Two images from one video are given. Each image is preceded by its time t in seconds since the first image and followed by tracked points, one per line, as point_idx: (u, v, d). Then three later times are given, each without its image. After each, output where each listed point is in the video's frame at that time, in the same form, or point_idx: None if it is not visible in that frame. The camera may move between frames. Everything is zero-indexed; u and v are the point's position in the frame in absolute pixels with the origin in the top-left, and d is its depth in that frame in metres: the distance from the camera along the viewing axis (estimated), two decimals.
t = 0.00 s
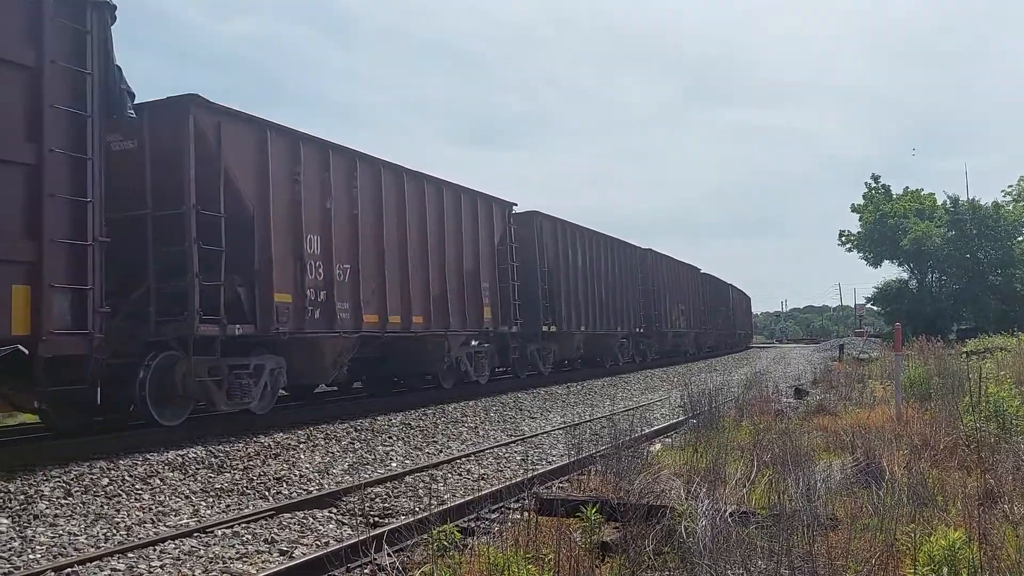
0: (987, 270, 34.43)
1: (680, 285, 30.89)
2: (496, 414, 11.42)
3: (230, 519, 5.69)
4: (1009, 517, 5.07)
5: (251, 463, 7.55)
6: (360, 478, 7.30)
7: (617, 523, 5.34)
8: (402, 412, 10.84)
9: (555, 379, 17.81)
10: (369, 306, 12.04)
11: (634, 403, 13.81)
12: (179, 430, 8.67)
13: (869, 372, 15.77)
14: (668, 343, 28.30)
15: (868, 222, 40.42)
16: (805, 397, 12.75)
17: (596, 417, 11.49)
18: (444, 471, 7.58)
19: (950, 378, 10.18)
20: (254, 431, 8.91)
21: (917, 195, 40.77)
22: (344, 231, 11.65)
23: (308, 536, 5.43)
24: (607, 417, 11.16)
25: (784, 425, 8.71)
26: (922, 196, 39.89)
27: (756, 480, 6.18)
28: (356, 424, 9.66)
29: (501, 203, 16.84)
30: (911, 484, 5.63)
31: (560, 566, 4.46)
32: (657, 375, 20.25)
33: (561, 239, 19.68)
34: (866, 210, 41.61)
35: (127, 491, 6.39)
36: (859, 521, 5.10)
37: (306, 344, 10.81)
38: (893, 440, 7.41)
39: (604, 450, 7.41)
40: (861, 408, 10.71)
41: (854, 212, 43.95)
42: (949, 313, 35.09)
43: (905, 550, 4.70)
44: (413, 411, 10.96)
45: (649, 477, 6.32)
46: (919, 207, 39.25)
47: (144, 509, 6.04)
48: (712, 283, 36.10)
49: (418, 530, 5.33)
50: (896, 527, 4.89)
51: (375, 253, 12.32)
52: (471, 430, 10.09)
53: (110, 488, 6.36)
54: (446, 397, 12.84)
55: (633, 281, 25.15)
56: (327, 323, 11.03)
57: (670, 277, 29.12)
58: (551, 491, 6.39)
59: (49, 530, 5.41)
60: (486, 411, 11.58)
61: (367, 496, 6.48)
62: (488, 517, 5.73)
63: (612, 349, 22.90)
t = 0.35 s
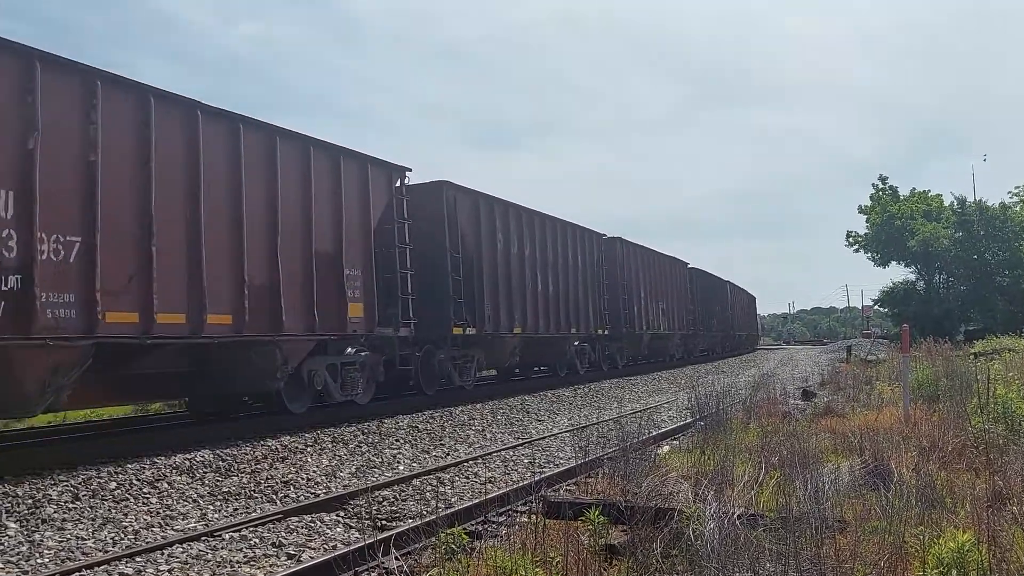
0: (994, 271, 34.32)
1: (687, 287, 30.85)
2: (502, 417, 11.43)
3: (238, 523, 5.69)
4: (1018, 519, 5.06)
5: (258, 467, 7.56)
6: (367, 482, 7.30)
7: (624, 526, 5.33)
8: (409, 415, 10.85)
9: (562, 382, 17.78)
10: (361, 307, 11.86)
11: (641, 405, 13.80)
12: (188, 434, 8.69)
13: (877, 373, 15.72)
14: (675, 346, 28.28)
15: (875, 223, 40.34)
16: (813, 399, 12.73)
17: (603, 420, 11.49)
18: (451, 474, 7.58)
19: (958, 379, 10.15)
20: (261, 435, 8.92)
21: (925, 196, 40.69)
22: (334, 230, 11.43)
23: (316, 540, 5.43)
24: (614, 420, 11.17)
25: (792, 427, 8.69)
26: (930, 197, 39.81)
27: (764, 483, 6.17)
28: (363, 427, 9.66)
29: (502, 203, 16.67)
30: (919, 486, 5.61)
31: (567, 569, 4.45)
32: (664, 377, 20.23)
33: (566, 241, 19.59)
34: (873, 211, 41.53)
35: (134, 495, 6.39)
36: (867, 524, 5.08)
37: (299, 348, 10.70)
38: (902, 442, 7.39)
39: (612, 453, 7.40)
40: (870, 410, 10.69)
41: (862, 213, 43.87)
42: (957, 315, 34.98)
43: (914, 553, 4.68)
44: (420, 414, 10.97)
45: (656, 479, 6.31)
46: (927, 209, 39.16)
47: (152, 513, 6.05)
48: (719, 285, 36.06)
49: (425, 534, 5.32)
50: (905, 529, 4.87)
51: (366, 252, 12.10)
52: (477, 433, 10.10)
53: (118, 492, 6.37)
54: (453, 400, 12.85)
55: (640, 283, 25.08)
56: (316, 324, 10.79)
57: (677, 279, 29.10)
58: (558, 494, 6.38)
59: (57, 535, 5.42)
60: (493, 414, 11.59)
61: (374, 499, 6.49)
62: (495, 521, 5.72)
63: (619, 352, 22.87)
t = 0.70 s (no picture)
0: (1004, 274, 34.19)
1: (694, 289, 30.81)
2: (510, 419, 11.45)
3: (246, 524, 5.70)
4: None
5: (267, 468, 7.57)
6: (375, 484, 7.31)
7: (632, 528, 5.34)
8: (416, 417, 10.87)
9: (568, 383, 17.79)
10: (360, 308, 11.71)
11: (648, 408, 13.81)
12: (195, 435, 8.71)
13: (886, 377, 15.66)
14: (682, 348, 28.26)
15: (884, 225, 40.26)
16: (821, 402, 12.72)
17: (611, 422, 11.50)
18: (459, 476, 7.58)
19: (967, 383, 10.12)
20: (270, 436, 8.96)
21: (935, 198, 40.59)
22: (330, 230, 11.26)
23: (323, 541, 5.44)
24: (621, 423, 11.18)
25: (800, 430, 8.69)
26: (940, 200, 39.72)
27: (772, 486, 6.17)
28: (372, 429, 9.68)
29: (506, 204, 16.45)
30: (928, 490, 5.61)
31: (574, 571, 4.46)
32: (672, 380, 20.22)
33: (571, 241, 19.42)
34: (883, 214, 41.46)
35: (143, 496, 6.41)
36: (875, 527, 5.08)
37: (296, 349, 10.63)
38: (910, 446, 7.38)
39: (620, 455, 7.40)
40: (878, 413, 10.67)
41: (871, 216, 43.80)
42: (967, 317, 34.85)
43: (923, 557, 4.67)
44: (427, 416, 10.98)
45: (664, 482, 6.30)
46: (937, 211, 39.07)
47: (161, 514, 6.06)
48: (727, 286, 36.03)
49: (432, 536, 5.32)
50: (913, 533, 4.86)
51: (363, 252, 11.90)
52: (485, 435, 10.11)
53: (127, 493, 6.39)
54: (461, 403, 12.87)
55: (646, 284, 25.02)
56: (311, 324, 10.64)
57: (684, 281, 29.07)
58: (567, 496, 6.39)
59: (66, 535, 5.44)
60: (500, 415, 11.60)
61: (382, 501, 6.49)
62: (503, 523, 5.72)
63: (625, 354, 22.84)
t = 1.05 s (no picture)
0: (1007, 271, 34.12)
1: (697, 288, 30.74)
2: (514, 419, 11.45)
3: (250, 526, 5.71)
4: None
5: (271, 470, 7.58)
6: (378, 485, 7.32)
7: (635, 528, 5.34)
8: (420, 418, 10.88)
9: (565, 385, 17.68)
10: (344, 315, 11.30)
11: (652, 407, 13.81)
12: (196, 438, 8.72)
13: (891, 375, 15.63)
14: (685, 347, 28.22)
15: (887, 224, 40.23)
16: (825, 401, 12.72)
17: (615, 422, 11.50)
18: (463, 477, 7.59)
19: (971, 381, 10.11)
20: (275, 438, 8.98)
21: (938, 196, 40.56)
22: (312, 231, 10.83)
23: (328, 543, 5.45)
24: (625, 423, 11.18)
25: (804, 428, 8.69)
26: (942, 198, 39.68)
27: (775, 485, 6.17)
28: (376, 431, 9.68)
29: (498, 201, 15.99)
30: (932, 488, 5.60)
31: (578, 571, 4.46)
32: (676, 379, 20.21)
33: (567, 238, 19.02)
34: (885, 212, 41.43)
35: (147, 499, 6.41)
36: (879, 525, 5.07)
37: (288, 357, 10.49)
38: (914, 444, 7.37)
39: (623, 455, 7.40)
40: (882, 411, 10.67)
41: (874, 214, 43.77)
42: (970, 315, 34.80)
43: (926, 555, 4.66)
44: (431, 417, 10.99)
45: (668, 482, 6.30)
46: (939, 209, 39.04)
47: (165, 516, 6.08)
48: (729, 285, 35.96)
49: (436, 537, 5.32)
50: (917, 531, 4.86)
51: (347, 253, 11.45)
52: (489, 435, 10.12)
53: (131, 495, 6.40)
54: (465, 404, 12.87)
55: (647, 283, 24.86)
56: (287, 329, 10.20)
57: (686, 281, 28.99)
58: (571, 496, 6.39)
59: (70, 538, 5.45)
60: (504, 416, 11.60)
61: (386, 503, 6.49)
62: (507, 523, 5.72)
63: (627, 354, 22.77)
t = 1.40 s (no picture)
0: (1009, 271, 34.09)
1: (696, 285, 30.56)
2: (516, 419, 11.46)
3: (251, 527, 5.70)
4: None
5: (273, 471, 7.58)
6: (380, 485, 7.31)
7: (636, 528, 5.33)
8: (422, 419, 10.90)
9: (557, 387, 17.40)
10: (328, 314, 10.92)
11: (653, 407, 13.80)
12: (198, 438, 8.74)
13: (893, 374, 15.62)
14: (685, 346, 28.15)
15: (888, 224, 40.24)
16: (826, 401, 12.72)
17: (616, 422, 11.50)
18: (464, 477, 7.59)
19: (973, 381, 10.10)
20: (276, 439, 8.99)
21: (940, 196, 40.56)
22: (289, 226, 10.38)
23: (329, 543, 5.45)
24: (626, 423, 11.18)
25: (805, 429, 8.70)
26: (944, 198, 39.67)
27: (777, 485, 6.17)
28: (377, 431, 9.70)
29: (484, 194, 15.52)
30: (934, 488, 5.60)
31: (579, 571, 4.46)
32: (677, 379, 20.22)
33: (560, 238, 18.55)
34: (887, 212, 41.44)
35: (149, 499, 6.42)
36: (880, 525, 5.07)
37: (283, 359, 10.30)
38: (916, 444, 7.37)
39: (624, 455, 7.40)
40: (884, 411, 10.66)
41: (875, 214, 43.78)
42: (972, 315, 34.80)
43: (928, 556, 4.66)
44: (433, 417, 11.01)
45: (670, 482, 6.29)
46: (941, 209, 39.02)
47: (167, 517, 6.08)
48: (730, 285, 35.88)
49: (437, 537, 5.32)
50: (918, 531, 4.86)
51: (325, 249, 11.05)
52: (490, 435, 10.13)
53: (133, 496, 6.40)
54: (465, 404, 12.88)
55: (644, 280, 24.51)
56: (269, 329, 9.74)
57: (685, 280, 28.83)
58: (573, 496, 6.39)
59: (72, 539, 5.46)
60: (506, 416, 11.61)
61: (387, 503, 6.50)
62: (508, 524, 5.72)
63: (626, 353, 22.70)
